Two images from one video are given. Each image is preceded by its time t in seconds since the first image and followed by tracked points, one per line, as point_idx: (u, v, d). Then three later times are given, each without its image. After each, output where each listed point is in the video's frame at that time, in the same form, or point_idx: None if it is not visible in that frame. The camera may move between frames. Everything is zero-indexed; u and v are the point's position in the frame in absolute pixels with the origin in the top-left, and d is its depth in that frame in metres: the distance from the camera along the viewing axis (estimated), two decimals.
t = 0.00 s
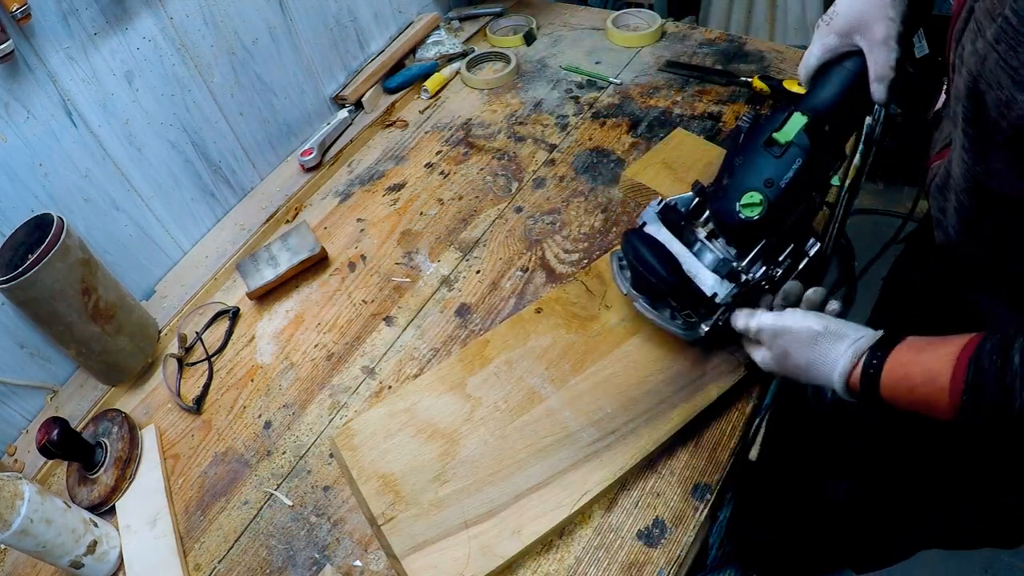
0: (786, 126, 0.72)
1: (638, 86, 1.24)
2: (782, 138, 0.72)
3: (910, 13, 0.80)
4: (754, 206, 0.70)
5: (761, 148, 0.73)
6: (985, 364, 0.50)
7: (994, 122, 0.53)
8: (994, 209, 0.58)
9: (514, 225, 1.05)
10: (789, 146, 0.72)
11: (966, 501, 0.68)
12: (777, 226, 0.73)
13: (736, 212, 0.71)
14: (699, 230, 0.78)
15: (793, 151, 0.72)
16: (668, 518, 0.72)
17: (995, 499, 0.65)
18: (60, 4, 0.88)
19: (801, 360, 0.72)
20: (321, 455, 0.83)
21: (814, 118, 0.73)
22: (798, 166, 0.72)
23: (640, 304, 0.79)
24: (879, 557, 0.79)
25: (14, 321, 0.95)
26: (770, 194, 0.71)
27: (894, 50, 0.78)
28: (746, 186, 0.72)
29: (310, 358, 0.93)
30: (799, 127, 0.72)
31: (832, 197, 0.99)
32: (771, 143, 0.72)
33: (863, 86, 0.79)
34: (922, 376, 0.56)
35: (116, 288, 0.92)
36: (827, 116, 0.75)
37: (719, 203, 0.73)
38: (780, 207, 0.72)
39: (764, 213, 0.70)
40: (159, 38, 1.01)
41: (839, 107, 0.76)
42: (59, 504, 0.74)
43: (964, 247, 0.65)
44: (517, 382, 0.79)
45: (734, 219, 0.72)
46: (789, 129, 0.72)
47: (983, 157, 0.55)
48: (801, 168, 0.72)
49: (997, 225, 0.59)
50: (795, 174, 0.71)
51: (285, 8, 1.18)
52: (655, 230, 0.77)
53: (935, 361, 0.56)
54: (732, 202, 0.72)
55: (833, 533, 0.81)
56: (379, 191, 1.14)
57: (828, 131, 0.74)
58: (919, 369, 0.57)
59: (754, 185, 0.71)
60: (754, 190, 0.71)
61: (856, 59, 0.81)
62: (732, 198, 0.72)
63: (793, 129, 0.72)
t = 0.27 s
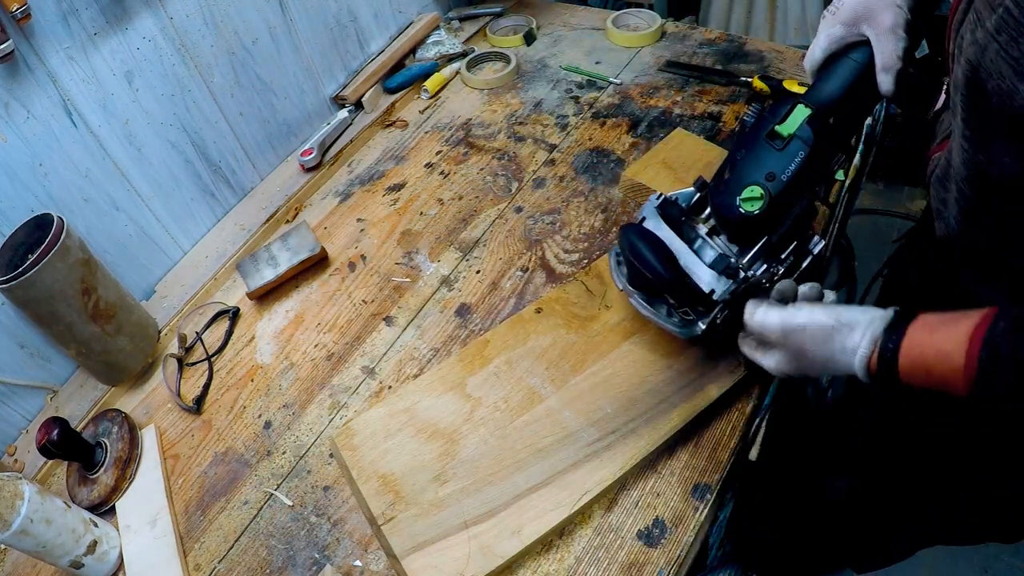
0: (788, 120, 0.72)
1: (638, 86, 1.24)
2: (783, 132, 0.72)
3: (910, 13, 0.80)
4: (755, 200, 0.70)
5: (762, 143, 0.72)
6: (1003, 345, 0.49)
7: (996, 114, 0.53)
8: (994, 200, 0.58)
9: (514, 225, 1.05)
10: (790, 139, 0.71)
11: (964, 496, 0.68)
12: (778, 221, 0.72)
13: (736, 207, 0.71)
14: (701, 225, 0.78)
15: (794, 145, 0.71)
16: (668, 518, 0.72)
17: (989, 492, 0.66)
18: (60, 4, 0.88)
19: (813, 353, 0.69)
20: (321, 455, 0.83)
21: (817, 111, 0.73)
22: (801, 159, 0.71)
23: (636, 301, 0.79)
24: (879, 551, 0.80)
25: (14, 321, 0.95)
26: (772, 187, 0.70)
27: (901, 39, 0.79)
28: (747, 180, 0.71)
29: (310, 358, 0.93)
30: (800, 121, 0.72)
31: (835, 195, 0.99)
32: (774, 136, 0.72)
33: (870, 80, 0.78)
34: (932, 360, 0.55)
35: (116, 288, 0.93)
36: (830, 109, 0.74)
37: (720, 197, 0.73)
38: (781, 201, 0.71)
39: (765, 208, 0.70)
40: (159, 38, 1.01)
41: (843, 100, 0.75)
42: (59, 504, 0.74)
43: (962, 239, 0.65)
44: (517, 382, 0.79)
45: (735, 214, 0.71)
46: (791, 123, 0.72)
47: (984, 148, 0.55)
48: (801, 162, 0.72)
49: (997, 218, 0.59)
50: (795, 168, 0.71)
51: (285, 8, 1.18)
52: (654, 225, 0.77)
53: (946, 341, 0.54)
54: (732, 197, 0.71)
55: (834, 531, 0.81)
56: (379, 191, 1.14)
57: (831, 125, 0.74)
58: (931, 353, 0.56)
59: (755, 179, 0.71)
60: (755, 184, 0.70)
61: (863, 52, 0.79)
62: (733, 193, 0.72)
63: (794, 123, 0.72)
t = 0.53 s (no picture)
0: (785, 128, 0.72)
1: (638, 86, 1.24)
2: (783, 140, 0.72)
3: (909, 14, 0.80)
4: (756, 209, 0.70)
5: (761, 149, 0.72)
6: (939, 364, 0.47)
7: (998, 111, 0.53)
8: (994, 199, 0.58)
9: (514, 225, 1.05)
10: (789, 147, 0.71)
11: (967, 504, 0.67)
12: (780, 225, 0.72)
13: (737, 215, 0.71)
14: (700, 230, 0.77)
15: (794, 153, 0.71)
16: (668, 517, 0.72)
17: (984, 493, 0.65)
18: (60, 4, 0.88)
19: (726, 349, 0.62)
20: (321, 455, 0.83)
21: (815, 118, 0.72)
22: (800, 165, 0.71)
23: (641, 310, 0.79)
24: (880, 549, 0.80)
25: (15, 321, 0.94)
26: (773, 194, 0.70)
27: (897, 38, 0.79)
28: (747, 189, 0.71)
29: (310, 358, 0.93)
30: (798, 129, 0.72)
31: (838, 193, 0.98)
32: (773, 142, 0.72)
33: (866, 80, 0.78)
34: (858, 383, 0.52)
35: (116, 287, 0.93)
36: (829, 113, 0.74)
37: (719, 205, 0.73)
38: (782, 206, 0.71)
39: (766, 215, 0.70)
40: (159, 38, 1.01)
41: (841, 104, 0.75)
42: (59, 504, 0.74)
43: (965, 239, 0.65)
44: (517, 382, 0.79)
45: (737, 222, 0.71)
46: (788, 131, 0.72)
47: (986, 144, 0.56)
48: (801, 168, 0.72)
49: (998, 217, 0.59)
50: (796, 175, 0.71)
51: (285, 8, 1.18)
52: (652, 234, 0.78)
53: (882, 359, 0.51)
54: (733, 205, 0.71)
55: (834, 531, 0.81)
56: (379, 191, 1.14)
57: (830, 129, 0.74)
58: (864, 372, 0.52)
59: (755, 187, 0.71)
60: (756, 192, 0.70)
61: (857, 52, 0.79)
62: (732, 201, 0.71)
63: (792, 131, 0.72)
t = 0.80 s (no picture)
0: (779, 134, 0.73)
1: (638, 86, 1.24)
2: (777, 145, 0.73)
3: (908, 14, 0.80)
4: (750, 215, 0.71)
5: (756, 156, 0.73)
6: (819, 333, 0.52)
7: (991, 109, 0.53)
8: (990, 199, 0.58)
9: (514, 225, 1.05)
10: (784, 152, 0.72)
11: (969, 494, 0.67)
12: (776, 229, 0.73)
13: (733, 221, 0.72)
14: (698, 234, 0.79)
15: (788, 158, 0.72)
16: (668, 517, 0.72)
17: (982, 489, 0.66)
18: (60, 4, 0.88)
19: (659, 297, 0.70)
20: (321, 455, 0.83)
21: (810, 123, 0.74)
22: (796, 171, 0.72)
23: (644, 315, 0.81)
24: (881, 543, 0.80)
25: (15, 321, 0.95)
26: (767, 200, 0.71)
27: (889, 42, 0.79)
28: (742, 195, 0.72)
29: (310, 358, 0.93)
30: (792, 134, 0.73)
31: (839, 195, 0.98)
32: (768, 149, 0.73)
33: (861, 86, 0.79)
34: (755, 352, 0.58)
35: (116, 287, 0.93)
36: (822, 119, 0.75)
37: (717, 211, 0.74)
38: (778, 211, 0.72)
39: (762, 220, 0.71)
40: (159, 38, 1.01)
41: (835, 110, 0.76)
42: (59, 504, 0.74)
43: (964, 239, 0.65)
44: (517, 382, 0.79)
45: (733, 229, 0.72)
46: (783, 136, 0.73)
47: (981, 141, 0.56)
48: (796, 174, 0.72)
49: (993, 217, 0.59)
50: (791, 179, 0.72)
51: (285, 8, 1.18)
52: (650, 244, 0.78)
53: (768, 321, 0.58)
54: (729, 211, 0.72)
55: (834, 529, 0.80)
56: (379, 191, 1.14)
57: (823, 135, 0.75)
58: (746, 335, 0.59)
59: (750, 194, 0.72)
60: (751, 199, 0.71)
61: (851, 57, 0.80)
62: (729, 207, 0.72)
63: (786, 137, 0.73)
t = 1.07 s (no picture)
0: (772, 134, 0.72)
1: (638, 86, 1.24)
2: (769, 147, 0.71)
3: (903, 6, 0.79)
4: (748, 219, 0.70)
5: (749, 159, 0.72)
6: (813, 336, 0.55)
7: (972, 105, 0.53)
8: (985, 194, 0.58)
9: (514, 225, 1.05)
10: (777, 153, 0.71)
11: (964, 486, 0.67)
12: (774, 232, 0.73)
13: (730, 227, 0.72)
14: (697, 239, 0.79)
15: (781, 159, 0.71)
16: (668, 517, 0.72)
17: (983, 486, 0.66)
18: (60, 4, 0.88)
19: (669, 304, 0.70)
20: (321, 455, 0.83)
21: (803, 123, 0.72)
22: (790, 171, 0.71)
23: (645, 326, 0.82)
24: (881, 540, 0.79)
25: (15, 321, 0.95)
26: (762, 203, 0.70)
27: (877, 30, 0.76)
28: (738, 199, 0.72)
29: (310, 358, 0.93)
30: (786, 134, 0.72)
31: (840, 195, 0.98)
32: (761, 151, 0.72)
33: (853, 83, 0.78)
34: (753, 357, 0.60)
35: (116, 287, 0.93)
36: (814, 117, 0.74)
37: (713, 216, 0.74)
38: (774, 213, 0.72)
39: (759, 225, 0.71)
40: (159, 38, 1.01)
41: (825, 109, 0.75)
42: (59, 504, 0.74)
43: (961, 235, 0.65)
44: (517, 382, 0.79)
45: (730, 234, 0.72)
46: (776, 136, 0.72)
47: (969, 134, 0.55)
48: (791, 175, 0.71)
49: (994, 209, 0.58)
50: (787, 181, 0.71)
51: (285, 8, 1.18)
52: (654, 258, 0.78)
53: (767, 328, 0.61)
54: (726, 217, 0.72)
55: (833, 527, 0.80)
56: (379, 191, 1.14)
57: (817, 133, 0.74)
58: (746, 341, 0.61)
59: (746, 197, 0.71)
60: (747, 203, 0.71)
61: (838, 54, 0.78)
62: (726, 212, 0.72)
63: (779, 137, 0.71)
